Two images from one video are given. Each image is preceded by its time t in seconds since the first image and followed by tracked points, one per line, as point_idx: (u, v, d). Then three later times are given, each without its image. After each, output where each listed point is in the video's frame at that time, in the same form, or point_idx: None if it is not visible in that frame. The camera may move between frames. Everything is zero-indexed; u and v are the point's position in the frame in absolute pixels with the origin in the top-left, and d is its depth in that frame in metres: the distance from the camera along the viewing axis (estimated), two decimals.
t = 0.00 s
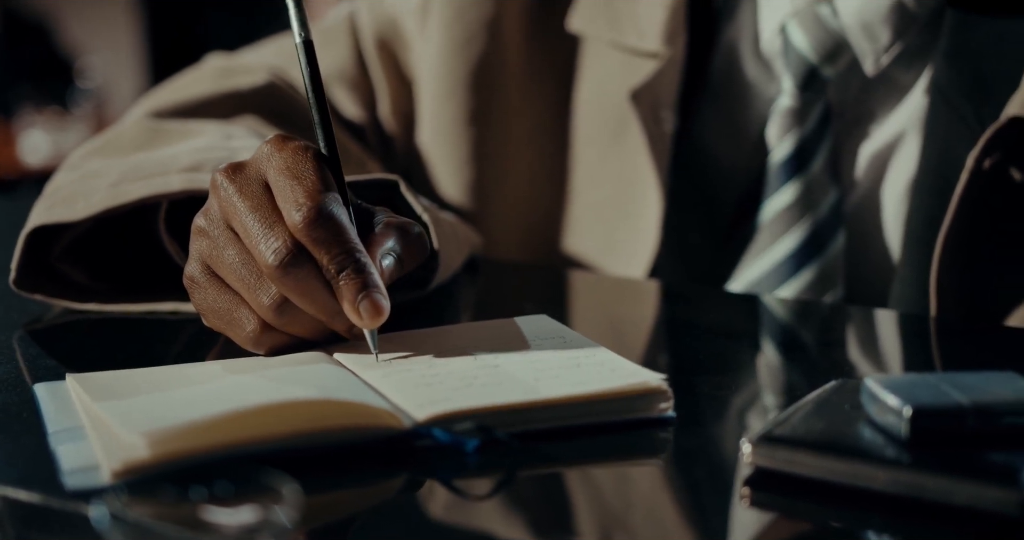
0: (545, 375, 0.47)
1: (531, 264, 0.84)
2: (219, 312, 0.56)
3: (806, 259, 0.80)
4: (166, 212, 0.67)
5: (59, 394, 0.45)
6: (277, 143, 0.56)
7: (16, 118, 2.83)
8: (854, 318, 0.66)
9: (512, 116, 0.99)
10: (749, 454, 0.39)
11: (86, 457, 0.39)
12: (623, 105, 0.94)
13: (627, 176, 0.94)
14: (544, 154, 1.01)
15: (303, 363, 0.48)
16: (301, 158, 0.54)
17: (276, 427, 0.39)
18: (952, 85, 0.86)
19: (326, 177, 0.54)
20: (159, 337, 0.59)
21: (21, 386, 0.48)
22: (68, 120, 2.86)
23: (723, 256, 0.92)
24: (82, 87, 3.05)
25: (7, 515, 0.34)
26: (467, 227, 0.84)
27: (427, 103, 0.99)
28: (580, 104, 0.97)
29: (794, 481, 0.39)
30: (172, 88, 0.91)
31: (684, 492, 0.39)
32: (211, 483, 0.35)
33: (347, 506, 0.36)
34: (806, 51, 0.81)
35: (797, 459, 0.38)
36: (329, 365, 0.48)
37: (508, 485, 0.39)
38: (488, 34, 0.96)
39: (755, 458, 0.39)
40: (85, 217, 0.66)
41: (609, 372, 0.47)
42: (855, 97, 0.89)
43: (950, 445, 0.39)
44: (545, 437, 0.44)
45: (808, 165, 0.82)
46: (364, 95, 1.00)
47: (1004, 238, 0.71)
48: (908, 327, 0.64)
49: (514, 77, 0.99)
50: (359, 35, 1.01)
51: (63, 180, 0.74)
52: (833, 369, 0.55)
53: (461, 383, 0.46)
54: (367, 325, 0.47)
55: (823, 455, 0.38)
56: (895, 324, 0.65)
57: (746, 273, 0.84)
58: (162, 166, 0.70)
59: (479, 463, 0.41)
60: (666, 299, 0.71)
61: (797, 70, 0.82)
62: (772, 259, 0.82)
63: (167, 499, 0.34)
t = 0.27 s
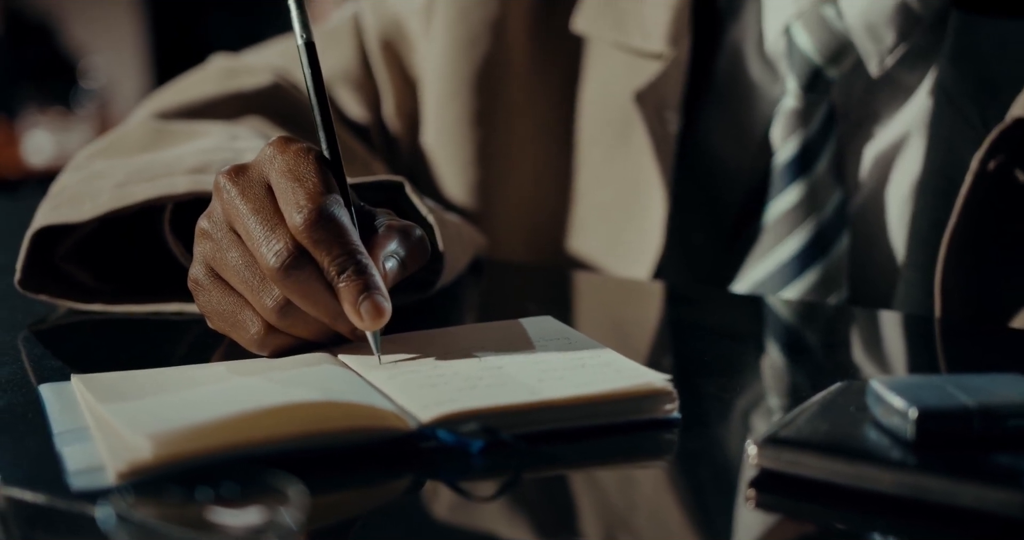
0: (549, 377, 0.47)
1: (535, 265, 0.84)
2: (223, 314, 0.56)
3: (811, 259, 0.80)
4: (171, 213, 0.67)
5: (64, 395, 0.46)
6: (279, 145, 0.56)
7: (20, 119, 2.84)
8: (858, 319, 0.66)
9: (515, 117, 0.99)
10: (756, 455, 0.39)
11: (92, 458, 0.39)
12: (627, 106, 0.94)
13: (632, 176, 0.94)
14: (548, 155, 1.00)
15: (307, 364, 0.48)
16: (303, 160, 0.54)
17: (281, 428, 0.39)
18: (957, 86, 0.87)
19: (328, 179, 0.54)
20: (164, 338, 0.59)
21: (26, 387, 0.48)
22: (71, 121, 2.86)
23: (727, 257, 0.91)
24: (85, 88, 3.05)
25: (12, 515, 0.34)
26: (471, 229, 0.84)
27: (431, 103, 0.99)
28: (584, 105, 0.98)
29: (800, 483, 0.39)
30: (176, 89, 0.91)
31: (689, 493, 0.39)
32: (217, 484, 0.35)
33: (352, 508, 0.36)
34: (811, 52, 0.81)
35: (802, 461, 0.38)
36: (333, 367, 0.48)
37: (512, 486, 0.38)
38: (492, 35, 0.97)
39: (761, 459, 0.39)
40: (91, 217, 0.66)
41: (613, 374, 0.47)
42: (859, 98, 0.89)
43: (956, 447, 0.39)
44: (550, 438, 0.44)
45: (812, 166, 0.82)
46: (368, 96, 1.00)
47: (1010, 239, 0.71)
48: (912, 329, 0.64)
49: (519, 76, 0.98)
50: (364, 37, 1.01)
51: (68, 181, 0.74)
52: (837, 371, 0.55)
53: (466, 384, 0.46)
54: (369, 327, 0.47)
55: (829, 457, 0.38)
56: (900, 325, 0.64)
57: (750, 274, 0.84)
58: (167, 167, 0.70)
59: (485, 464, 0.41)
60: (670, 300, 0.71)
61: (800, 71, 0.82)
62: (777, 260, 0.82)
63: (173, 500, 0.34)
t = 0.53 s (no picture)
0: (556, 378, 0.47)
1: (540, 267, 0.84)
2: (230, 314, 0.56)
3: (816, 261, 0.80)
4: (177, 214, 0.67)
5: (70, 396, 0.46)
6: (287, 146, 0.56)
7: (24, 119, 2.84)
8: (864, 322, 0.66)
9: (521, 119, 0.99)
10: (761, 458, 0.39)
11: (98, 459, 0.39)
12: (632, 107, 0.94)
13: (637, 178, 0.94)
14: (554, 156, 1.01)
15: (313, 365, 0.48)
16: (310, 160, 0.54)
17: (288, 429, 0.39)
18: (963, 88, 0.87)
19: (335, 179, 0.54)
20: (170, 339, 0.59)
21: (33, 388, 0.48)
22: (76, 122, 2.86)
23: (733, 259, 0.92)
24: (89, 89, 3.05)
25: (19, 516, 0.34)
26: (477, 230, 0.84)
27: (436, 105, 0.99)
28: (590, 107, 0.98)
29: (806, 486, 0.39)
30: (182, 90, 0.91)
31: (696, 495, 0.38)
32: (224, 485, 0.35)
33: (359, 509, 0.36)
34: (817, 54, 0.81)
35: (809, 464, 0.38)
36: (339, 367, 0.48)
37: (518, 488, 0.38)
38: (498, 36, 0.96)
39: (767, 462, 0.39)
40: (97, 217, 0.66)
41: (619, 376, 0.47)
42: (865, 100, 0.90)
43: (963, 450, 0.39)
44: (556, 440, 0.44)
45: (818, 169, 0.82)
46: (374, 97, 1.00)
47: (1017, 242, 0.71)
48: (918, 331, 0.64)
49: (525, 78, 0.99)
50: (369, 38, 1.01)
51: (74, 182, 0.74)
52: (844, 373, 0.55)
53: (471, 385, 0.46)
54: (375, 327, 0.47)
55: (835, 460, 0.38)
56: (906, 328, 0.64)
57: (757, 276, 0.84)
58: (173, 168, 0.70)
59: (491, 466, 0.41)
60: (676, 302, 0.71)
61: (807, 73, 0.82)
62: (784, 262, 0.82)
63: (180, 501, 0.34)
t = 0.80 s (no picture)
0: (563, 377, 0.47)
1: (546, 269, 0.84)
2: (237, 314, 0.56)
3: (823, 265, 0.80)
4: (185, 216, 0.67)
5: (77, 397, 0.46)
6: (291, 145, 0.56)
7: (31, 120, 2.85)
8: (870, 325, 0.66)
9: (527, 120, 0.99)
10: (769, 461, 0.39)
11: (106, 461, 0.38)
12: (638, 108, 0.94)
13: (644, 179, 0.94)
14: (559, 157, 1.01)
15: (320, 366, 0.48)
16: (315, 159, 0.54)
17: (295, 431, 0.39)
18: (971, 90, 0.87)
19: (341, 177, 0.54)
20: (177, 340, 0.59)
21: (40, 389, 0.48)
22: (82, 123, 2.87)
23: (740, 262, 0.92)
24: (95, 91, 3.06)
25: (28, 517, 0.34)
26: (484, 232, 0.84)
27: (443, 106, 0.99)
28: (597, 107, 0.98)
29: (814, 489, 0.39)
30: (189, 92, 0.91)
31: (704, 498, 0.38)
32: (232, 487, 0.35)
33: (367, 510, 0.36)
34: (824, 57, 0.81)
35: (817, 467, 0.38)
36: (345, 368, 0.48)
37: (525, 491, 0.38)
38: (505, 38, 0.96)
39: (775, 465, 0.39)
40: (104, 218, 0.66)
41: (626, 376, 0.47)
42: (873, 102, 0.88)
43: (970, 453, 0.39)
44: (563, 442, 0.43)
45: (825, 172, 0.82)
46: (381, 99, 1.00)
47: None
48: (925, 335, 0.63)
49: (531, 79, 0.99)
50: (376, 40, 1.01)
51: (81, 183, 0.74)
52: (852, 376, 0.55)
53: (478, 385, 0.46)
54: (382, 324, 0.47)
55: (843, 463, 0.38)
56: (913, 331, 0.64)
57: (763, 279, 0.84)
58: (181, 170, 0.70)
59: (499, 468, 0.41)
60: (683, 304, 0.71)
61: (814, 75, 0.82)
62: (790, 265, 0.82)
63: (189, 503, 0.34)
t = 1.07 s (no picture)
0: (572, 382, 0.47)
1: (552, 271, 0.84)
2: (245, 316, 0.56)
3: (830, 268, 0.80)
4: (193, 217, 0.67)
5: (86, 397, 0.46)
6: (304, 149, 0.56)
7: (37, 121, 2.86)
8: (877, 328, 0.66)
9: (534, 122, 0.99)
10: (777, 464, 0.39)
11: (115, 462, 0.39)
12: (646, 111, 0.94)
13: (651, 181, 0.94)
14: (566, 159, 1.01)
15: (329, 368, 0.48)
16: (328, 163, 0.55)
17: (304, 433, 0.39)
18: (979, 93, 0.86)
19: (353, 184, 0.54)
20: (185, 341, 0.59)
21: (49, 389, 0.48)
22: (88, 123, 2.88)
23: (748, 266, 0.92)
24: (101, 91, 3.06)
25: (36, 517, 0.34)
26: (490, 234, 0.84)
27: (450, 109, 0.99)
28: (604, 110, 0.98)
29: (822, 493, 0.39)
30: (198, 93, 0.92)
31: (711, 500, 0.38)
32: (242, 488, 0.36)
33: (375, 511, 0.36)
34: (832, 60, 0.81)
35: (825, 470, 0.38)
36: (354, 370, 0.48)
37: (533, 493, 0.38)
38: (512, 39, 0.96)
39: (783, 468, 0.39)
40: (114, 219, 0.66)
41: (635, 382, 0.47)
42: (880, 104, 0.88)
43: (979, 457, 0.38)
44: (571, 444, 0.43)
45: (832, 175, 0.82)
46: (389, 101, 1.01)
47: None
48: (932, 338, 0.63)
49: (538, 81, 0.99)
50: (384, 42, 1.01)
51: (90, 184, 0.74)
52: (860, 379, 0.55)
53: (487, 389, 0.46)
54: (390, 332, 0.47)
55: (851, 466, 0.38)
56: (920, 334, 0.64)
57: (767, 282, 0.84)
58: (190, 171, 0.70)
59: (507, 470, 0.41)
60: (691, 306, 0.71)
61: (822, 78, 0.81)
62: (796, 268, 0.82)
63: (198, 504, 0.34)
